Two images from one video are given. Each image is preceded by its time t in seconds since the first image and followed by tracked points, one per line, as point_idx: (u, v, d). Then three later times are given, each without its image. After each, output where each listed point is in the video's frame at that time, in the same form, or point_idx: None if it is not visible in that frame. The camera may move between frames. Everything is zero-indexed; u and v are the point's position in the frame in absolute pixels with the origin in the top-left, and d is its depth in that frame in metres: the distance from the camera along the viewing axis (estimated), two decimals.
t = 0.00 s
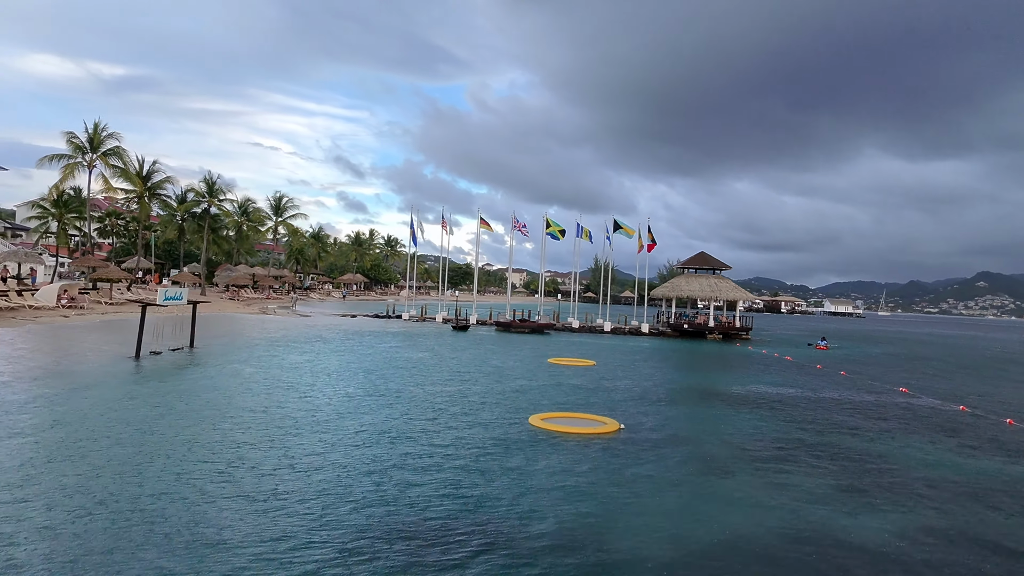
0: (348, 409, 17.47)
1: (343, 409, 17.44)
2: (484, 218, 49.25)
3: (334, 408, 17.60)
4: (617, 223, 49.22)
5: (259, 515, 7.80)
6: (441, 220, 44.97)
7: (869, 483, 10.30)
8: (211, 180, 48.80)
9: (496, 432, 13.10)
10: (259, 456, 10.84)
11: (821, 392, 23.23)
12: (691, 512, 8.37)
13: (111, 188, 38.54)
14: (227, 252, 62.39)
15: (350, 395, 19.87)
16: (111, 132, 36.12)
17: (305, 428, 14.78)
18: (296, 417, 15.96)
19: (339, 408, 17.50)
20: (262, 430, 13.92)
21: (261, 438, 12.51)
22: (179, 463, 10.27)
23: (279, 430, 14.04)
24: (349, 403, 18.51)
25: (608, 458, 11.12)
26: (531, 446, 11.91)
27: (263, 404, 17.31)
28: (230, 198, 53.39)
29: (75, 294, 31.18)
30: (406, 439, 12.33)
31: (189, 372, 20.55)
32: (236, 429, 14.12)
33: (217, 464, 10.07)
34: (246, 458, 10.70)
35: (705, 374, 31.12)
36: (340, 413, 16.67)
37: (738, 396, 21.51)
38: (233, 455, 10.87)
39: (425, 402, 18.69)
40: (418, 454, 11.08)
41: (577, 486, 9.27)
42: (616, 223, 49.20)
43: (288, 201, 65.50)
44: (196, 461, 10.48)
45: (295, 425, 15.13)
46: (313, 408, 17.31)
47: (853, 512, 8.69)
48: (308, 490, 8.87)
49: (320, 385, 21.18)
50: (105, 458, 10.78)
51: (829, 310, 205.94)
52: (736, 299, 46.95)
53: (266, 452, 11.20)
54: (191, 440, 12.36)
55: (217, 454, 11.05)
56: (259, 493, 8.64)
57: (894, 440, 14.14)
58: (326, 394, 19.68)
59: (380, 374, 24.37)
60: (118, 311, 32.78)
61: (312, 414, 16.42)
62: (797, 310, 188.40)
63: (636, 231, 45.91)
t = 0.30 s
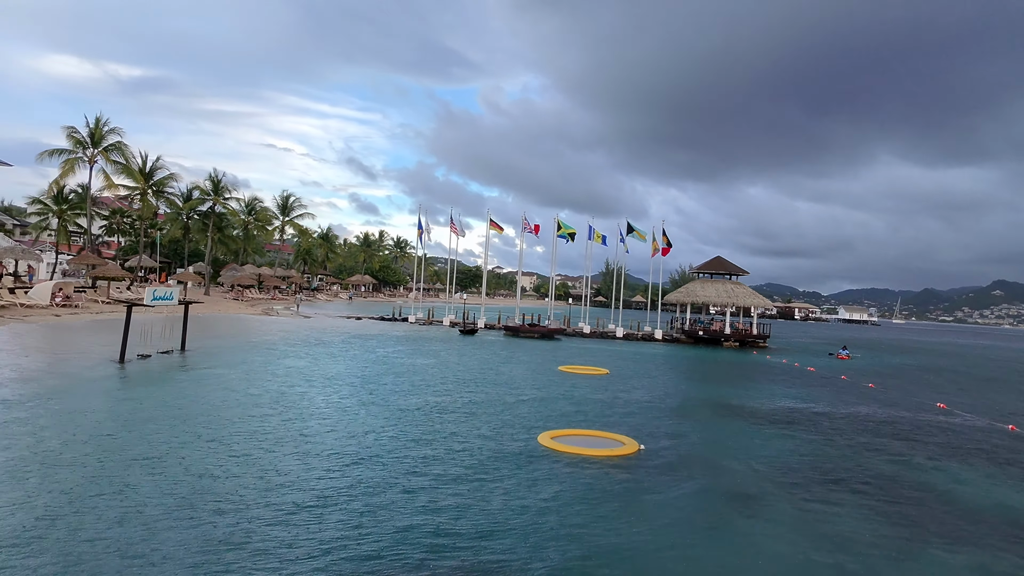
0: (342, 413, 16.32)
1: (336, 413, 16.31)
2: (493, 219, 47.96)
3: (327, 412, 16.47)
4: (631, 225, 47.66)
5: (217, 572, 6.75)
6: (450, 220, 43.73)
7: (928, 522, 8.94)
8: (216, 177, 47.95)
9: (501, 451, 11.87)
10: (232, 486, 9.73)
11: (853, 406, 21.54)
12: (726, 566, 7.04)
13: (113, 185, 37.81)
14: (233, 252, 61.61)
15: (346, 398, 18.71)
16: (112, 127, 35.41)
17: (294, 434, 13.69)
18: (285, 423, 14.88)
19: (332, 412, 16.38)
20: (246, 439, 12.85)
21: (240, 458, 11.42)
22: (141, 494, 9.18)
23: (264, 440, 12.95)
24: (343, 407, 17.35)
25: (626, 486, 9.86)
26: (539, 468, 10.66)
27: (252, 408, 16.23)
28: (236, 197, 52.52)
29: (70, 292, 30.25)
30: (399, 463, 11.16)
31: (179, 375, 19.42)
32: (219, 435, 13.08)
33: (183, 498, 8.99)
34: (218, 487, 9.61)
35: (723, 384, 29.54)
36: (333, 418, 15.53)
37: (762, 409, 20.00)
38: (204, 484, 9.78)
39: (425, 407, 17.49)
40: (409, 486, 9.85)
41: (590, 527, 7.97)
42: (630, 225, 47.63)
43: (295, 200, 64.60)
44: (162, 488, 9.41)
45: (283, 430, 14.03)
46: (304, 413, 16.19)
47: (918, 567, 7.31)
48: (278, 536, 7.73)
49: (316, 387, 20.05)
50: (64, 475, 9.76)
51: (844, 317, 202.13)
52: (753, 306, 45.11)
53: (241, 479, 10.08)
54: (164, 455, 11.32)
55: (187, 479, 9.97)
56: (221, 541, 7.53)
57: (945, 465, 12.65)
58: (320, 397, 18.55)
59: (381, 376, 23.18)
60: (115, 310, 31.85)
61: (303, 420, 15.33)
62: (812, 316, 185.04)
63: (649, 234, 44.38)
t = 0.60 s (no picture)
0: (337, 419, 15.22)
1: (330, 419, 15.23)
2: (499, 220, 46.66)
3: (321, 417, 15.38)
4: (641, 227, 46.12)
5: None
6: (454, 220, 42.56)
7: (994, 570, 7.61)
8: (216, 174, 47.12)
9: (501, 467, 10.64)
10: (203, 492, 8.65)
11: (883, 420, 19.92)
12: None
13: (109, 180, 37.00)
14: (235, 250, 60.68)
15: (341, 403, 17.59)
16: (109, 121, 34.61)
17: (283, 437, 12.58)
18: (276, 425, 13.81)
19: (326, 418, 15.29)
20: (229, 440, 11.79)
21: (220, 460, 10.34)
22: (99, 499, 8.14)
23: (249, 441, 11.88)
24: (337, 413, 16.24)
25: (639, 517, 8.60)
26: (540, 489, 9.40)
27: (241, 412, 15.16)
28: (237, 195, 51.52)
29: (60, 289, 29.34)
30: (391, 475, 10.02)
31: (161, 376, 18.21)
32: (201, 435, 12.02)
33: (148, 503, 7.94)
34: (188, 492, 8.56)
35: (739, 393, 28.00)
36: (327, 424, 14.44)
37: (783, 421, 18.50)
38: (174, 487, 8.71)
39: (425, 414, 16.32)
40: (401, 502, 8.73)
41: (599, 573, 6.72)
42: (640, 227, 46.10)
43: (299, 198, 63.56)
44: (128, 490, 8.37)
45: (271, 432, 12.95)
46: (297, 417, 15.10)
47: None
48: (253, 555, 6.78)
49: (310, 390, 18.92)
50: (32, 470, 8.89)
51: (856, 324, 198.83)
52: (768, 311, 43.24)
53: (216, 484, 9.00)
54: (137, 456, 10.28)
55: (155, 481, 8.89)
56: (178, 561, 6.48)
57: (999, 491, 11.21)
58: (315, 402, 17.45)
59: (378, 381, 21.98)
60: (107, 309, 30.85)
61: (295, 423, 14.25)
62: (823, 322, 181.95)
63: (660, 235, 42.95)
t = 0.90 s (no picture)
0: (325, 426, 14.00)
1: (318, 426, 13.99)
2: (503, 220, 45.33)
3: (308, 424, 14.14)
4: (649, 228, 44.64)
5: None
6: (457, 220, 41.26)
7: None
8: (214, 171, 46.05)
9: (500, 488, 9.35)
10: (164, 506, 7.51)
11: (915, 436, 18.35)
12: None
13: (100, 175, 35.97)
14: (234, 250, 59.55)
15: (332, 408, 16.35)
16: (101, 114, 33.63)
17: (265, 444, 11.38)
18: (259, 432, 12.61)
19: (313, 425, 14.06)
20: (204, 445, 10.61)
21: (189, 466, 9.16)
22: (37, 520, 6.96)
23: (227, 446, 10.70)
24: (327, 418, 15.00)
25: (655, 559, 7.24)
26: (543, 520, 8.06)
27: (223, 416, 13.98)
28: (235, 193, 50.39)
29: (45, 288, 28.21)
30: (380, 488, 8.80)
31: (137, 381, 16.95)
32: (173, 441, 10.84)
33: (100, 524, 6.87)
34: (151, 505, 7.48)
35: (754, 403, 26.50)
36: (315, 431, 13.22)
37: (807, 437, 17.03)
38: (130, 501, 7.58)
39: (421, 421, 15.07)
40: (389, 523, 7.50)
41: None
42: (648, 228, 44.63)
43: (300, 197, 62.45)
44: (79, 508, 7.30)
45: (252, 437, 11.75)
46: (282, 424, 13.87)
47: None
48: None
49: (300, 395, 17.70)
50: None
51: (865, 330, 196.37)
52: (780, 316, 41.63)
53: (179, 495, 7.84)
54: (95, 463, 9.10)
55: (114, 494, 7.81)
56: None
57: None
58: (305, 407, 16.24)
59: (374, 386, 20.72)
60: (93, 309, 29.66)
61: (279, 430, 13.05)
62: (831, 327, 179.69)
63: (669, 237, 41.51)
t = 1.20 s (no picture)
0: (307, 427, 12.90)
1: (299, 426, 12.89)
2: (505, 220, 44.01)
3: (289, 424, 13.05)
4: (656, 229, 43.24)
5: None
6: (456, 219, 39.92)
7: None
8: (208, 167, 44.91)
9: (490, 524, 8.07)
10: (89, 552, 6.32)
11: (947, 454, 16.90)
12: None
13: (87, 171, 34.88)
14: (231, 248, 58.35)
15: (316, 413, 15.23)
16: (88, 107, 32.56)
17: (236, 452, 10.26)
18: (234, 434, 11.50)
19: (295, 425, 12.96)
20: (165, 459, 9.48)
21: (141, 493, 8.03)
22: None
23: (191, 461, 9.57)
24: (309, 420, 13.89)
25: None
26: (540, 570, 6.82)
27: (198, 418, 12.88)
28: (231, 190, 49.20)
29: (24, 287, 27.03)
30: (356, 523, 7.68)
31: (106, 386, 15.65)
32: (128, 456, 9.65)
33: None
34: (73, 552, 6.29)
35: (767, 413, 24.99)
36: (295, 434, 12.11)
37: (832, 455, 15.60)
38: (51, 545, 6.40)
39: (410, 430, 13.95)
40: (361, 575, 6.37)
41: None
42: (655, 229, 43.23)
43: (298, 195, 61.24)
44: None
45: (223, 445, 10.63)
46: (262, 424, 12.79)
47: None
48: None
49: (283, 401, 16.56)
50: None
51: (871, 333, 194.09)
52: (792, 320, 40.12)
53: (111, 537, 6.65)
54: (32, 490, 7.95)
55: (34, 535, 6.62)
56: None
57: None
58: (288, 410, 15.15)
59: (363, 394, 19.53)
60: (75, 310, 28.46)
61: (256, 431, 11.95)
62: (838, 330, 177.48)
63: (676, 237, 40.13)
